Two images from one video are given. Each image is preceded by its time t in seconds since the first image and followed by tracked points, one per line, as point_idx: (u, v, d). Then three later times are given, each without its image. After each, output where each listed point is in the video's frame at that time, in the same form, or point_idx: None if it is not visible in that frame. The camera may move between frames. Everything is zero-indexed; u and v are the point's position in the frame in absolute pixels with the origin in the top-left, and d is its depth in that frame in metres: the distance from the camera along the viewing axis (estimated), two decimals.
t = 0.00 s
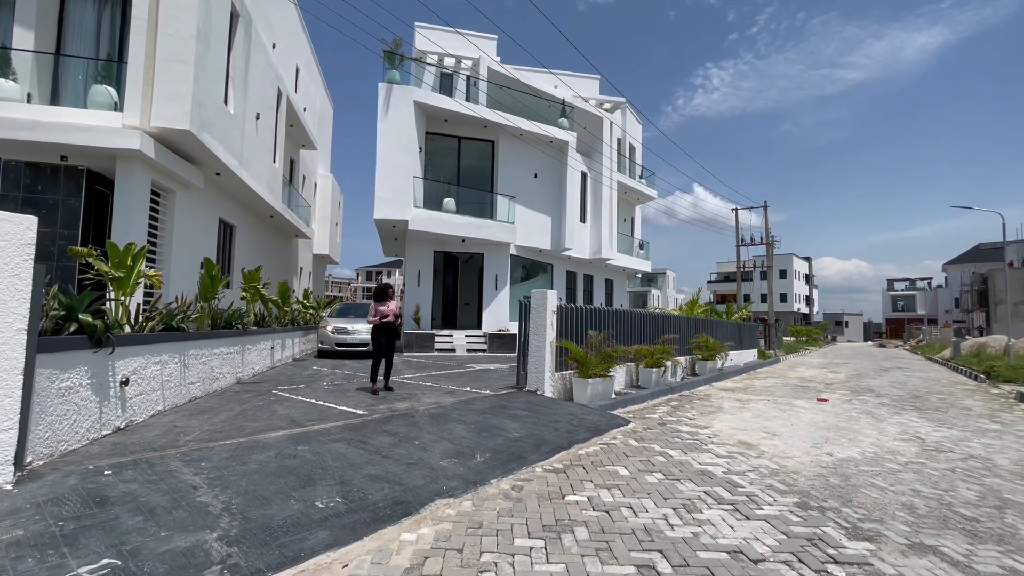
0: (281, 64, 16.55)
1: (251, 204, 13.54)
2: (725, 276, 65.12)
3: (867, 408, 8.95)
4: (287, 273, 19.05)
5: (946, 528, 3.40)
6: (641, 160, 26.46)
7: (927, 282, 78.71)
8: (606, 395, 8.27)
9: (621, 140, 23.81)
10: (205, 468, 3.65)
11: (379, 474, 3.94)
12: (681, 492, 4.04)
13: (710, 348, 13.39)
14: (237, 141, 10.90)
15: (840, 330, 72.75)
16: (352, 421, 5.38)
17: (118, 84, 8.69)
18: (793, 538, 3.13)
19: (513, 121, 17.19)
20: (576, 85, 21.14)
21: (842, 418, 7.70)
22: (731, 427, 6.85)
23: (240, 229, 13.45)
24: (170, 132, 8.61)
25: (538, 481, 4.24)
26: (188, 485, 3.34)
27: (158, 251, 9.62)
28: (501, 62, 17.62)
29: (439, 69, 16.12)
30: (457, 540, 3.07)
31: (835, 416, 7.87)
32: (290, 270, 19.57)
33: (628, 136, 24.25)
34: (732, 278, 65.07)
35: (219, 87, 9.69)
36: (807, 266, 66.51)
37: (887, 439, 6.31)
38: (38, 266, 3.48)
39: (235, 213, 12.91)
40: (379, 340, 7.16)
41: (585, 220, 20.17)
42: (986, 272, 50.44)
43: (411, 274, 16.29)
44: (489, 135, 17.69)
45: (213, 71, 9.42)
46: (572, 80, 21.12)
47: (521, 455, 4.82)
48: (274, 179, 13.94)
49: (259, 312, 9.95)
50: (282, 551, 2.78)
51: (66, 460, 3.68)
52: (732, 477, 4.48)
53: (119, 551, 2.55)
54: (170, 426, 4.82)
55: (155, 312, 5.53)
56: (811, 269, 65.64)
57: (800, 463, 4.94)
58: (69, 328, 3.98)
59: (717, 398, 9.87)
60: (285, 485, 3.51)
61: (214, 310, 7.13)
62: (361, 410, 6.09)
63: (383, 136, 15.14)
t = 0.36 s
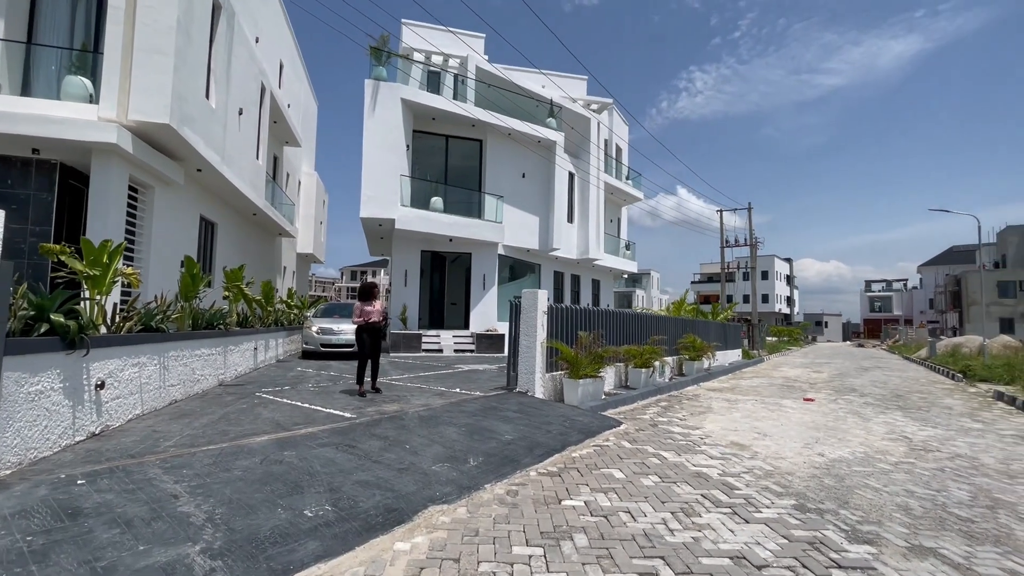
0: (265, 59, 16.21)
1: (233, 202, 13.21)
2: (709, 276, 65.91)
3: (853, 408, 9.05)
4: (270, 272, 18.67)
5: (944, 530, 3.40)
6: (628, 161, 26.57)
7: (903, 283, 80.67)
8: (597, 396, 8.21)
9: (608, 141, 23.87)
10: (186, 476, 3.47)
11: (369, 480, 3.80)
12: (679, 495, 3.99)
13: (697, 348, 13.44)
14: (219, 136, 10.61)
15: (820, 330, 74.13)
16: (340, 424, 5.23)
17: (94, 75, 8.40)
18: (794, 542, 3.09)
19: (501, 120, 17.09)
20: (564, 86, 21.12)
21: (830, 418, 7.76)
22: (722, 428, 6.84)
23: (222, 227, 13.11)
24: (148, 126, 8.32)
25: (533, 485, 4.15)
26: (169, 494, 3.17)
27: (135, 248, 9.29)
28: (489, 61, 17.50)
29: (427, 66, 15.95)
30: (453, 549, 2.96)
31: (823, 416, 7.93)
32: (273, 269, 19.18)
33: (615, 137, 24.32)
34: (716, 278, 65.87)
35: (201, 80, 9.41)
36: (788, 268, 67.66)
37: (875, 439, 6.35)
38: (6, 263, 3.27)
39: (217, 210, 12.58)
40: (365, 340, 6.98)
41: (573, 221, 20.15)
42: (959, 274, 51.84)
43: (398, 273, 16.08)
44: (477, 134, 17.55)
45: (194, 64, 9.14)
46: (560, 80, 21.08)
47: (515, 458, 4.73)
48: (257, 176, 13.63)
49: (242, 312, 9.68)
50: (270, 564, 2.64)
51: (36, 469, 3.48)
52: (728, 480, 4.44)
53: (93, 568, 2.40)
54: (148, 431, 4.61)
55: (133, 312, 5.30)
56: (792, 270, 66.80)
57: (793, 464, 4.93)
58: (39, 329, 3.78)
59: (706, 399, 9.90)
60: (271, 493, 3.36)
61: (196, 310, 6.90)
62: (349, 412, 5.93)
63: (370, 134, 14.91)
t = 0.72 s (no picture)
0: (251, 59, 15.94)
1: (217, 204, 12.91)
2: (694, 281, 66.62)
3: (843, 411, 9.11)
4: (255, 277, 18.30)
5: (949, 537, 3.39)
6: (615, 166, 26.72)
7: (881, 288, 82.47)
8: (590, 401, 8.14)
9: (596, 146, 23.98)
10: (171, 489, 3.30)
11: (364, 492, 3.66)
12: (682, 504, 3.91)
13: (687, 352, 13.48)
14: (204, 136, 10.36)
15: (802, 334, 75.34)
16: (332, 433, 5.07)
17: (73, 73, 8.15)
18: (803, 551, 3.04)
19: (491, 124, 17.04)
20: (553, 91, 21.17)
21: (822, 422, 7.79)
22: (717, 432, 6.82)
23: (206, 230, 12.80)
24: (130, 125, 8.06)
25: (532, 495, 4.04)
26: (153, 510, 3.00)
27: (115, 251, 8.99)
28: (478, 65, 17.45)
29: (416, 69, 15.83)
30: (455, 564, 2.85)
31: (815, 420, 7.96)
32: (258, 273, 18.81)
33: (603, 142, 24.46)
34: (701, 283, 66.55)
35: (185, 79, 9.18)
36: (771, 272, 68.68)
37: (869, 442, 6.37)
38: None
39: (201, 213, 12.28)
40: (354, 346, 6.78)
41: (562, 225, 20.16)
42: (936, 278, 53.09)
43: (386, 277, 15.88)
44: (466, 137, 17.47)
45: (178, 63, 8.91)
46: (548, 85, 21.12)
47: (512, 467, 4.63)
48: (243, 178, 13.35)
49: (227, 317, 9.43)
50: None
51: (9, 484, 3.27)
52: (729, 486, 4.39)
53: None
54: (129, 442, 4.41)
55: (113, 318, 5.09)
56: (774, 275, 67.88)
57: (792, 470, 4.91)
58: (13, 335, 3.58)
59: (697, 403, 9.89)
60: (263, 507, 3.20)
61: (180, 315, 6.68)
62: (340, 420, 5.77)
63: (358, 136, 14.72)
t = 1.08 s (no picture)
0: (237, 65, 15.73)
1: (202, 211, 12.66)
2: (680, 288, 67.21)
3: (835, 418, 9.14)
4: (240, 285, 17.97)
5: (957, 546, 3.35)
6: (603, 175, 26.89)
7: (863, 295, 84.05)
8: (585, 410, 8.04)
9: (584, 154, 24.12)
10: (155, 510, 3.12)
11: (360, 509, 3.51)
12: (687, 516, 3.83)
13: (678, 360, 13.48)
14: (189, 142, 10.15)
15: (787, 341, 76.30)
16: (323, 446, 4.90)
17: (54, 76, 7.95)
18: (815, 564, 2.97)
19: (481, 132, 17.01)
20: (542, 99, 21.25)
21: (816, 429, 7.79)
22: (713, 441, 6.78)
23: (191, 237, 12.54)
24: (113, 129, 7.85)
25: (533, 508, 3.93)
26: (135, 532, 2.82)
27: (96, 259, 8.72)
28: (468, 73, 17.45)
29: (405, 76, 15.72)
30: None
31: (809, 427, 7.96)
32: (244, 282, 18.46)
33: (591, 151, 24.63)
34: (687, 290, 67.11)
35: (169, 83, 8.98)
36: (756, 280, 69.58)
37: (865, 449, 6.37)
38: None
39: (185, 219, 12.01)
40: (348, 355, 6.60)
41: (552, 233, 20.16)
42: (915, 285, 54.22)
43: (375, 285, 15.68)
44: (456, 145, 17.41)
45: (163, 66, 8.72)
46: (537, 93, 21.19)
47: (511, 479, 4.51)
48: (229, 185, 13.12)
49: (212, 326, 9.18)
50: None
51: None
52: (732, 497, 4.31)
53: None
54: (110, 458, 4.20)
55: (93, 328, 4.89)
56: (759, 282, 68.78)
57: (793, 479, 4.86)
58: None
59: (691, 410, 9.86)
60: (253, 527, 3.04)
61: (164, 325, 6.46)
62: (331, 432, 5.60)
63: (347, 143, 14.57)
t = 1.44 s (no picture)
0: (228, 75, 15.63)
1: (192, 221, 12.44)
2: (672, 297, 67.58)
3: (835, 426, 9.06)
4: (230, 297, 17.65)
5: (979, 560, 3.23)
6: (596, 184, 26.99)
7: (851, 303, 84.97)
8: (584, 421, 7.89)
9: (577, 164, 24.20)
10: (140, 535, 2.93)
11: (358, 530, 3.32)
12: (698, 532, 3.68)
13: (675, 368, 13.38)
14: (178, 150, 9.97)
15: (778, 348, 76.71)
16: (318, 462, 4.71)
17: (39, 84, 7.75)
18: None
19: (474, 141, 16.99)
20: (534, 110, 21.33)
21: (818, 438, 7.70)
22: (717, 451, 6.66)
23: (179, 248, 12.30)
24: (100, 137, 7.67)
25: (539, 526, 3.77)
26: (117, 561, 2.63)
27: (80, 271, 8.47)
28: (460, 83, 17.49)
29: (398, 87, 15.75)
30: None
31: (810, 436, 7.86)
32: (233, 294, 18.15)
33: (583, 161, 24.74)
34: (679, 299, 67.39)
35: (158, 90, 8.81)
36: (746, 288, 70.12)
37: (870, 458, 6.27)
38: None
39: (174, 230, 11.79)
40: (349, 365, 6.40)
41: (546, 242, 20.11)
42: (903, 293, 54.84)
43: (368, 295, 15.48)
44: (449, 154, 17.36)
45: (152, 73, 8.56)
46: (531, 103, 21.28)
47: (514, 495, 4.35)
48: (219, 195, 12.93)
49: (201, 339, 8.94)
50: None
51: None
52: (743, 510, 4.18)
53: None
54: (91, 479, 3.98)
55: (75, 342, 4.68)
56: (750, 291, 69.30)
57: (802, 490, 4.74)
58: None
59: (690, 420, 9.75)
60: (245, 552, 2.86)
61: (151, 337, 6.26)
62: (325, 448, 5.41)
63: (339, 152, 14.43)
